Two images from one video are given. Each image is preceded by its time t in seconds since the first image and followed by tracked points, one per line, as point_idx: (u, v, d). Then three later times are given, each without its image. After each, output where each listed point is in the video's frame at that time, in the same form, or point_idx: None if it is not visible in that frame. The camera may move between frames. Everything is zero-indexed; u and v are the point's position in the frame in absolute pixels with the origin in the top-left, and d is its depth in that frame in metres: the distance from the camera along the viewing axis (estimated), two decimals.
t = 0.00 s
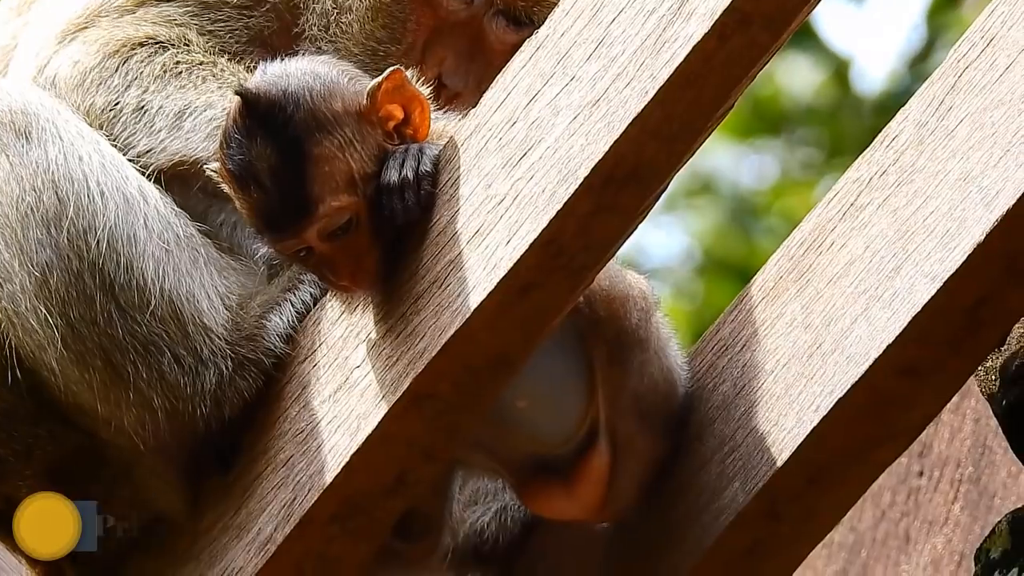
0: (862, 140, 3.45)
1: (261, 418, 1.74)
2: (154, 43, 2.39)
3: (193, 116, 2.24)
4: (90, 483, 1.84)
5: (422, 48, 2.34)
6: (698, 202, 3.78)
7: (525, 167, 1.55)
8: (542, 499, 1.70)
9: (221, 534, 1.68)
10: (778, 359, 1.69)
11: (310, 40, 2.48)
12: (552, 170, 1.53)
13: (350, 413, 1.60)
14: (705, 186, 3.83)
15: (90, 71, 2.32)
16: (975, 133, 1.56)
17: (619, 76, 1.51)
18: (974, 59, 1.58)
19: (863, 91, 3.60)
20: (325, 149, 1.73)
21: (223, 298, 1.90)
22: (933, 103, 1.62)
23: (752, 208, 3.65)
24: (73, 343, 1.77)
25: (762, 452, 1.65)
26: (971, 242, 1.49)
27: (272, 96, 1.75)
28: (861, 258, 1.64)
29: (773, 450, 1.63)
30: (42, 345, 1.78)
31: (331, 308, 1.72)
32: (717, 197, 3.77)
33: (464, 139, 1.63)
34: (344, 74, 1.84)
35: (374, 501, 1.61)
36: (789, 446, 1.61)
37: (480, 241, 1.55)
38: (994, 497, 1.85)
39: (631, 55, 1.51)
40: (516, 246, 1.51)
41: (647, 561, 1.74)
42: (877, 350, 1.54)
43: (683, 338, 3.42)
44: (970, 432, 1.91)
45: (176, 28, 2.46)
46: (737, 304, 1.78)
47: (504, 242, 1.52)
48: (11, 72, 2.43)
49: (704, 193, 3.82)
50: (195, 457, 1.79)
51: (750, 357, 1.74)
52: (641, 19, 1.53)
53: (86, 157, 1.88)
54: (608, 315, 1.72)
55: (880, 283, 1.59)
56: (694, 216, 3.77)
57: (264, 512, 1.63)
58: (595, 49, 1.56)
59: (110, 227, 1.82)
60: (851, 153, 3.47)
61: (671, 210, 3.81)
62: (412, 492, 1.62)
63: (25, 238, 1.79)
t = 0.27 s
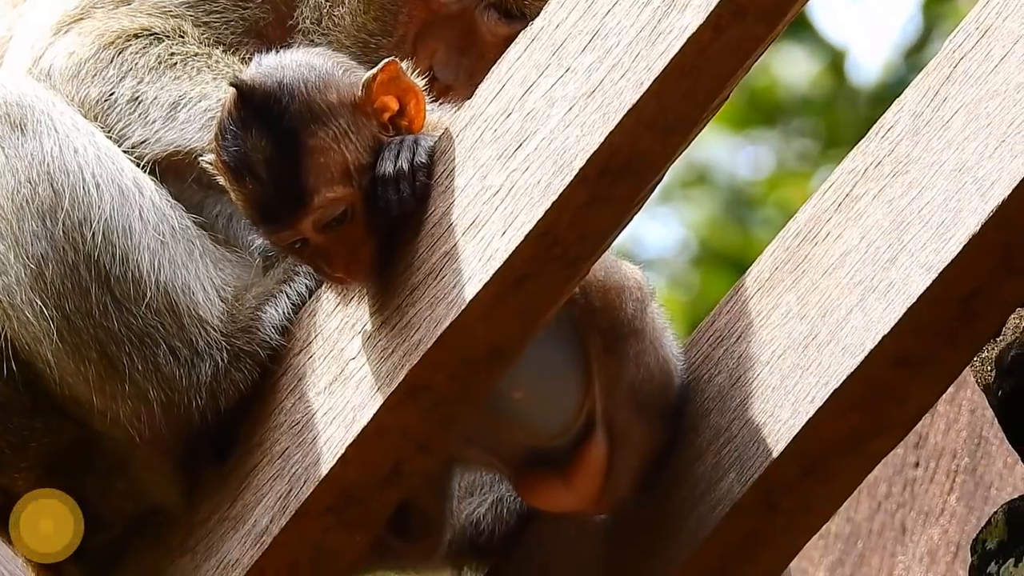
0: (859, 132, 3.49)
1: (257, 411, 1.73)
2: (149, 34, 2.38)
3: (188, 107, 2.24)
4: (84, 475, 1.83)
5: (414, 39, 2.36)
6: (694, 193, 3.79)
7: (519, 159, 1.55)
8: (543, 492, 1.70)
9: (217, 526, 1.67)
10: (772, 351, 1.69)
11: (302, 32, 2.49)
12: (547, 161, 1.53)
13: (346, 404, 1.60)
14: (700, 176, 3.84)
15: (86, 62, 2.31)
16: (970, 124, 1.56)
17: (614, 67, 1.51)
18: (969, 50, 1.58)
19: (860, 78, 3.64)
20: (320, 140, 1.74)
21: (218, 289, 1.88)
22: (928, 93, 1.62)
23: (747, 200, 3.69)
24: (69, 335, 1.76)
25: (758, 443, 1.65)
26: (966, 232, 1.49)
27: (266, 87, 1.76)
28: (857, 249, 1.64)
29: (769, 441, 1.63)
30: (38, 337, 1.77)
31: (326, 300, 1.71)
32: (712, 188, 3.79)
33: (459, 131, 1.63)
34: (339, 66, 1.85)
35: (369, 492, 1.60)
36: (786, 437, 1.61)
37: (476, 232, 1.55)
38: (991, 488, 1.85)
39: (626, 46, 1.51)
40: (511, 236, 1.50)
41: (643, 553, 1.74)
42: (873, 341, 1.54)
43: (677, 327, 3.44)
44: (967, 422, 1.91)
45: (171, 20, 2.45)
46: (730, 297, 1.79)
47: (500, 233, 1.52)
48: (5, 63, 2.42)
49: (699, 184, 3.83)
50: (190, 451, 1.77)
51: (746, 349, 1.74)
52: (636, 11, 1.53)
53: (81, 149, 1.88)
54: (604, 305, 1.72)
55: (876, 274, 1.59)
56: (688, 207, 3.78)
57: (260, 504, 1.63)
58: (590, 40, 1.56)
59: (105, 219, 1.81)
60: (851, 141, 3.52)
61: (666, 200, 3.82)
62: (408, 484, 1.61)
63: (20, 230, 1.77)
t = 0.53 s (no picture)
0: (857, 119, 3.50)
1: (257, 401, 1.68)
2: (146, 11, 2.33)
3: (194, 76, 2.22)
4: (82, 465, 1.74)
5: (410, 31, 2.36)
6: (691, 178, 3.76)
7: (516, 147, 1.55)
8: (555, 483, 1.70)
9: (216, 514, 1.65)
10: (770, 338, 1.69)
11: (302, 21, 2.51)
12: (544, 149, 1.52)
13: (344, 392, 1.59)
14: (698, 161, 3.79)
15: (83, 46, 2.27)
16: (968, 111, 1.56)
17: (611, 55, 1.51)
18: (966, 36, 1.58)
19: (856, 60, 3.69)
20: (317, 128, 1.74)
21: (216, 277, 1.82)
22: (925, 81, 1.62)
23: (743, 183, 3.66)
24: (67, 326, 1.68)
25: (756, 430, 1.65)
26: (964, 219, 1.48)
27: (262, 76, 1.76)
28: (855, 236, 1.63)
29: (767, 428, 1.63)
30: (34, 328, 1.68)
31: (323, 288, 1.70)
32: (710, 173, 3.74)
33: (456, 119, 1.63)
34: (335, 55, 1.84)
35: (366, 481, 1.59)
36: (784, 424, 1.61)
37: (473, 220, 1.55)
38: (987, 475, 1.86)
39: (623, 33, 1.50)
40: (509, 224, 1.50)
41: (641, 542, 1.74)
42: (871, 328, 1.54)
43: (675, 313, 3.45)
44: (964, 410, 1.92)
45: None
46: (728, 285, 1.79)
47: (497, 221, 1.52)
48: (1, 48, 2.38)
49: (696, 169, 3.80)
50: (188, 440, 1.72)
51: (744, 336, 1.74)
52: None
53: (78, 138, 1.78)
54: (602, 291, 1.71)
55: (874, 261, 1.59)
56: (686, 192, 3.73)
57: (258, 491, 1.62)
58: (587, 27, 1.56)
59: (104, 207, 1.73)
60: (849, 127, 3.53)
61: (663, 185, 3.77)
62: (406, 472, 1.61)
63: (17, 217, 1.69)
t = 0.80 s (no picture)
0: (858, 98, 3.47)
1: (258, 384, 1.67)
2: None
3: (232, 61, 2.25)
4: (82, 446, 1.74)
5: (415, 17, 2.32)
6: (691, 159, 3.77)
7: (515, 128, 1.55)
8: (565, 475, 1.69)
9: (215, 495, 1.64)
10: (769, 319, 1.69)
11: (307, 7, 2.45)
12: (543, 130, 1.52)
13: (343, 372, 1.58)
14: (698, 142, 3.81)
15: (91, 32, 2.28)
16: (967, 91, 1.55)
17: (609, 36, 1.51)
18: (966, 17, 1.58)
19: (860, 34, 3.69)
20: (319, 108, 1.74)
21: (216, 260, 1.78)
22: (925, 61, 1.62)
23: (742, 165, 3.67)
24: (66, 308, 1.67)
25: (754, 411, 1.65)
26: (963, 200, 1.48)
27: (263, 55, 1.76)
28: (854, 216, 1.63)
29: (767, 409, 1.63)
30: (34, 311, 1.68)
31: (321, 269, 1.69)
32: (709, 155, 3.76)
33: (454, 100, 1.63)
34: (338, 35, 1.84)
35: (366, 462, 1.59)
36: (783, 404, 1.61)
37: (472, 201, 1.55)
38: (987, 456, 1.85)
39: (622, 14, 1.50)
40: (509, 204, 1.50)
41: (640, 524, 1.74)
42: (870, 309, 1.54)
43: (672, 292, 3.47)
44: (964, 391, 1.92)
45: None
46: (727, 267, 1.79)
47: (497, 201, 1.52)
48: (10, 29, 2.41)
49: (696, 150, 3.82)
50: (188, 421, 1.71)
51: (744, 317, 1.74)
52: None
53: (77, 120, 1.76)
54: (602, 271, 1.71)
55: (873, 241, 1.59)
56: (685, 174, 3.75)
57: (257, 472, 1.61)
58: (587, 8, 1.55)
59: (103, 189, 1.70)
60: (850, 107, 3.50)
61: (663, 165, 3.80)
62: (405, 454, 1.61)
63: (16, 200, 1.67)
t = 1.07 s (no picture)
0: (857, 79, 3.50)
1: (257, 366, 1.66)
2: None
3: (194, 31, 2.15)
4: (81, 426, 1.74)
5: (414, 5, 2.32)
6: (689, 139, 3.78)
7: (515, 109, 1.55)
8: (582, 459, 1.70)
9: (216, 477, 1.63)
10: (769, 300, 1.69)
11: None
12: (543, 111, 1.52)
13: (342, 353, 1.58)
14: (697, 122, 3.82)
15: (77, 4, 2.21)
16: (967, 72, 1.56)
17: (609, 17, 1.50)
18: None
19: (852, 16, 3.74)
20: (320, 86, 1.74)
21: (216, 242, 1.77)
22: (925, 42, 1.62)
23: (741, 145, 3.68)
24: (66, 289, 1.65)
25: (755, 392, 1.65)
26: (964, 180, 1.48)
27: (265, 34, 1.75)
28: (854, 197, 1.63)
29: (767, 390, 1.63)
30: (33, 292, 1.66)
31: (320, 250, 1.68)
32: (708, 134, 3.77)
33: (454, 81, 1.63)
34: (338, 14, 1.85)
35: (364, 444, 1.58)
36: (784, 385, 1.60)
37: (472, 181, 1.55)
38: (988, 436, 1.84)
39: None
40: (509, 185, 1.50)
41: (639, 505, 1.74)
42: (869, 290, 1.54)
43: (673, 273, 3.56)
44: (964, 370, 1.91)
45: None
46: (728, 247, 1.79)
47: (497, 182, 1.52)
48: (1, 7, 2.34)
49: (694, 129, 3.82)
50: (188, 403, 1.70)
51: (743, 297, 1.74)
52: None
53: (77, 101, 1.73)
54: (602, 250, 1.72)
55: (873, 221, 1.59)
56: (685, 154, 3.77)
57: (258, 455, 1.60)
58: None
59: (103, 170, 1.68)
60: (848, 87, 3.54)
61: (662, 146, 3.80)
62: (404, 436, 1.60)
63: (16, 181, 1.65)
